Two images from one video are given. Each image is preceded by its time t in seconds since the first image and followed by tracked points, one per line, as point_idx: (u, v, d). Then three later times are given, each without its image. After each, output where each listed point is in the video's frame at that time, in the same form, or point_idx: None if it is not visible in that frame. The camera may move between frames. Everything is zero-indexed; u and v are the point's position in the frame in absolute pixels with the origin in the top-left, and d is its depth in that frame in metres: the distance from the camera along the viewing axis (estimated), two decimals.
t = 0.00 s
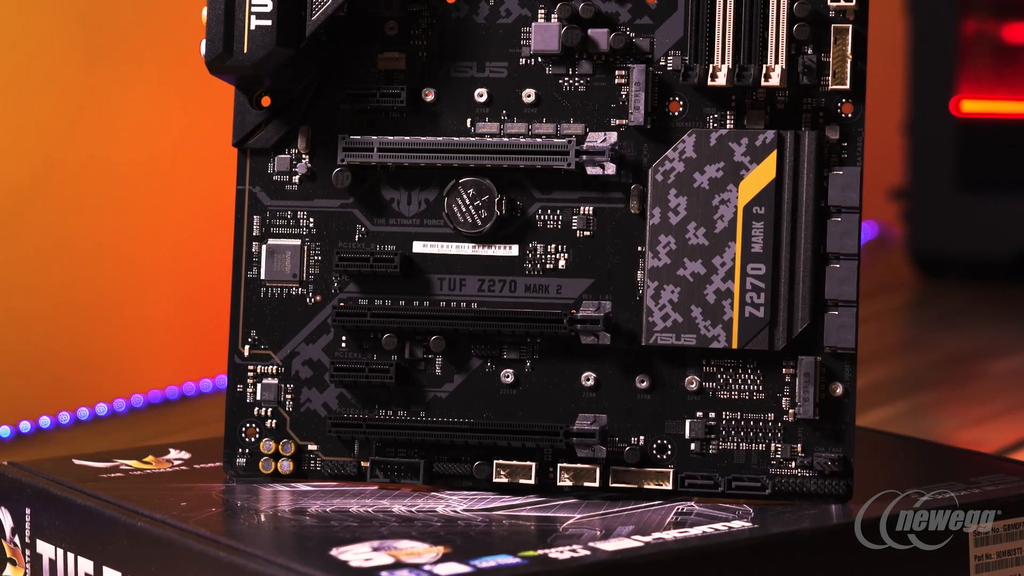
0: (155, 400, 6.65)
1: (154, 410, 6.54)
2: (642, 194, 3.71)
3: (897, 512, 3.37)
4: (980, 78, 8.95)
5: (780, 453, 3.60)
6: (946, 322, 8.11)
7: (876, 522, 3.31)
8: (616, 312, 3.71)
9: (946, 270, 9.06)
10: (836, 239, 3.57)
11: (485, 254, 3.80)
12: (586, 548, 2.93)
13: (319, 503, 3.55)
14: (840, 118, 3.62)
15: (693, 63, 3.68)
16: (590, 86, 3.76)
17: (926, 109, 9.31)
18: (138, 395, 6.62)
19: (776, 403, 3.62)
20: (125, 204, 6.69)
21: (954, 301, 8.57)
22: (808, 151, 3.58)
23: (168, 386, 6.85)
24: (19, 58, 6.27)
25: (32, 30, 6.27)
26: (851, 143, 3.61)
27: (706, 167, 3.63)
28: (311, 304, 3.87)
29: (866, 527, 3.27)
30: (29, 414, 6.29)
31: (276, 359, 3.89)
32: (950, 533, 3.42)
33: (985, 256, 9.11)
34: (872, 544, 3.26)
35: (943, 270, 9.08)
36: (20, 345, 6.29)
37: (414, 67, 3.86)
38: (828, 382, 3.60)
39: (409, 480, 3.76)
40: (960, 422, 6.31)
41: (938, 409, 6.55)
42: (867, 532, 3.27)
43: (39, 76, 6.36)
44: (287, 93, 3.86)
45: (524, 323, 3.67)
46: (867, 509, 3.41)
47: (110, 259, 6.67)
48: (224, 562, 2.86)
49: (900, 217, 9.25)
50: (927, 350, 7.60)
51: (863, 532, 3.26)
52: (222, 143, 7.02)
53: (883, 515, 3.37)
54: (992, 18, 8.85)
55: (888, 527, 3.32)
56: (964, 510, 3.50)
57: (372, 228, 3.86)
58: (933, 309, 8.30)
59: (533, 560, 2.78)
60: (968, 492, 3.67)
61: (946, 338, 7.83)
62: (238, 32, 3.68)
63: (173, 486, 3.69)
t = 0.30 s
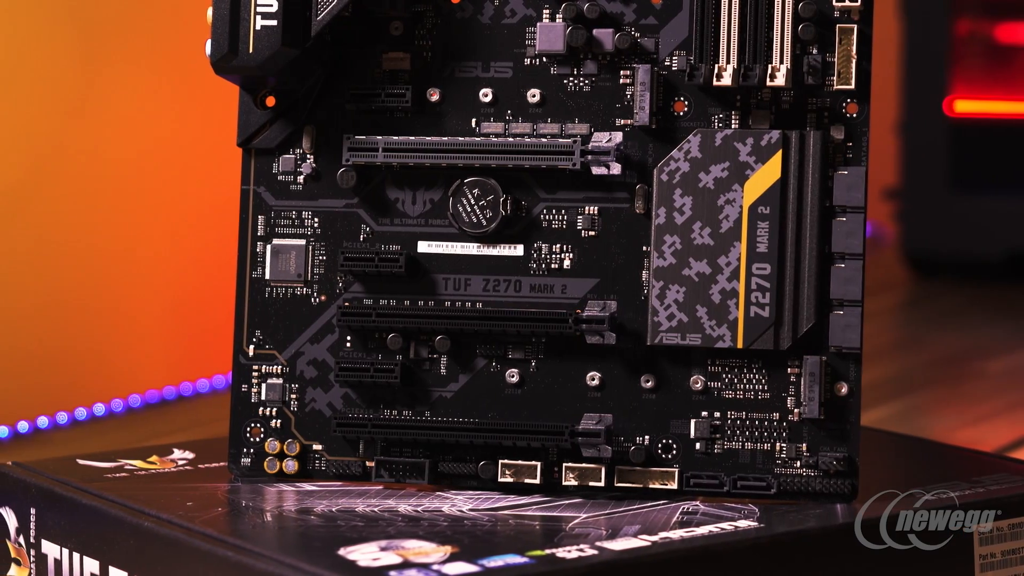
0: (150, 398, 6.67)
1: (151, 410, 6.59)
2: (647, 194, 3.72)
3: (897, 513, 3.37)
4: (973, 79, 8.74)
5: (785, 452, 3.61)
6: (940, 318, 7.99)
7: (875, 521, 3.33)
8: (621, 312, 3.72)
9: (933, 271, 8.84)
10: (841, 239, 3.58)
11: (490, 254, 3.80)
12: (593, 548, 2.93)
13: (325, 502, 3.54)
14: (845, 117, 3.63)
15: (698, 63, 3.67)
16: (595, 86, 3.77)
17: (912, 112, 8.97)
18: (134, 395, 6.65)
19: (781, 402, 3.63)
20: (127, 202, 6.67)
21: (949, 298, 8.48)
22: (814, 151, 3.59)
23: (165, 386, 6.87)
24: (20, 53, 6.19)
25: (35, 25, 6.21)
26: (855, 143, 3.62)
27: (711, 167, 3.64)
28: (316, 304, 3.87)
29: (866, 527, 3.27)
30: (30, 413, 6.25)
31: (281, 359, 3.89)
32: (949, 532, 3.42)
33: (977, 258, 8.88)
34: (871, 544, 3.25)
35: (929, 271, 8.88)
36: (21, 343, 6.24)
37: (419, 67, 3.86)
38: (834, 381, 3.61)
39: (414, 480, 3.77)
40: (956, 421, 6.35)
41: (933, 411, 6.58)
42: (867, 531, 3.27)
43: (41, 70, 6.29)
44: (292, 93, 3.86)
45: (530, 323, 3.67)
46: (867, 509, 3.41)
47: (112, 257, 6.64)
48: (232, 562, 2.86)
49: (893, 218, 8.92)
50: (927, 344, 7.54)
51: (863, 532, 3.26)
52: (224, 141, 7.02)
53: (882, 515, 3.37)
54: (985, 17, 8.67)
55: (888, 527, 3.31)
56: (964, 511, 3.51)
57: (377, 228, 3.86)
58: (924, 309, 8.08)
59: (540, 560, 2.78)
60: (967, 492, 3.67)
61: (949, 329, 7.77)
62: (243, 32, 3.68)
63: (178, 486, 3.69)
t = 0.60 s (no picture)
0: (146, 399, 6.55)
1: (146, 411, 6.47)
2: (650, 194, 3.73)
3: (897, 512, 3.37)
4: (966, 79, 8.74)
5: (788, 451, 3.62)
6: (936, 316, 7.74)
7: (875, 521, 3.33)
8: (625, 312, 3.72)
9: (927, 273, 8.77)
10: (844, 239, 3.59)
11: (494, 253, 3.81)
12: (599, 548, 2.94)
13: (329, 502, 3.54)
14: (848, 117, 3.64)
15: (702, 63, 3.69)
16: (598, 86, 3.77)
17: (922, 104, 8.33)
18: (129, 395, 6.53)
19: (784, 402, 3.64)
20: (125, 200, 6.64)
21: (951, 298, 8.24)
22: (817, 150, 3.60)
23: (160, 387, 6.77)
24: (18, 49, 6.15)
25: (34, 19, 6.17)
26: (858, 143, 3.63)
27: (714, 167, 3.65)
28: (319, 304, 3.87)
29: (866, 527, 3.27)
30: (27, 413, 6.20)
31: (284, 359, 3.89)
32: (949, 532, 3.42)
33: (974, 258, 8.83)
34: (871, 544, 3.25)
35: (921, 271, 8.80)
36: (18, 341, 6.19)
37: (422, 67, 3.86)
38: (836, 381, 3.61)
39: (417, 480, 3.76)
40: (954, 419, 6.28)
41: (928, 409, 6.46)
42: (867, 532, 3.27)
43: (39, 66, 6.25)
44: (295, 93, 3.86)
45: (534, 323, 3.67)
46: (867, 509, 3.41)
47: (111, 256, 6.61)
48: (238, 562, 2.86)
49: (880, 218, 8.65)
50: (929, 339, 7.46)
51: (863, 532, 3.26)
52: (224, 141, 7.04)
53: (882, 515, 3.37)
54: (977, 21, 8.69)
55: (888, 527, 3.32)
56: (964, 511, 3.52)
57: (380, 228, 3.86)
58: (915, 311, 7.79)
59: (546, 560, 2.78)
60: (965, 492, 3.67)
61: (948, 325, 7.67)
62: (247, 32, 3.68)
63: (182, 486, 3.69)
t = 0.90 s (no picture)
0: (144, 398, 6.43)
1: (143, 412, 6.35)
2: (652, 194, 3.73)
3: (897, 512, 3.37)
4: (959, 79, 8.90)
5: (791, 451, 3.64)
6: (932, 315, 7.84)
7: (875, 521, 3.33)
8: (627, 312, 3.73)
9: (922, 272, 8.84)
10: (846, 239, 3.61)
11: (496, 253, 3.81)
12: (603, 547, 2.94)
13: (331, 502, 3.54)
14: (850, 117, 3.65)
15: (704, 63, 3.71)
16: (600, 86, 3.78)
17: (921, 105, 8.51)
18: (126, 396, 6.40)
19: (787, 401, 3.65)
20: (124, 199, 6.61)
21: (949, 296, 8.25)
22: (819, 150, 3.61)
23: (157, 389, 6.66)
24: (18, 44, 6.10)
25: (34, 14, 6.11)
26: (860, 143, 3.64)
27: (716, 167, 3.65)
28: (321, 304, 3.87)
29: (866, 527, 3.27)
30: (25, 413, 6.14)
31: (286, 359, 3.89)
32: (949, 532, 3.42)
33: (968, 258, 8.89)
34: (871, 544, 3.25)
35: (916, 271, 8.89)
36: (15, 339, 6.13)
37: (424, 67, 3.86)
38: (839, 381, 3.64)
39: (419, 480, 3.76)
40: (950, 419, 6.11)
41: (925, 408, 6.35)
42: (867, 531, 3.27)
43: (38, 62, 6.19)
44: (297, 93, 3.86)
45: (536, 323, 3.68)
46: (867, 509, 3.41)
47: (109, 254, 6.56)
48: (242, 562, 2.86)
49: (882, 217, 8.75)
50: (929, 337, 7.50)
51: (863, 532, 3.26)
52: (224, 141, 7.03)
53: (882, 515, 3.37)
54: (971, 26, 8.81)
55: (888, 527, 3.32)
56: (964, 510, 3.51)
57: (382, 228, 3.86)
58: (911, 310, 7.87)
59: (550, 559, 2.78)
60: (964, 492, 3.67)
61: (945, 324, 7.73)
62: (249, 32, 3.68)
63: (184, 486, 3.69)
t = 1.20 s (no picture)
0: (140, 399, 6.37)
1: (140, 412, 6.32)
2: (654, 194, 3.75)
3: (897, 512, 3.37)
4: (956, 79, 8.92)
5: (793, 451, 3.66)
6: (928, 315, 7.86)
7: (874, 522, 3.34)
8: (629, 312, 3.75)
9: (921, 272, 8.84)
10: (849, 238, 3.62)
11: (498, 253, 3.82)
12: (606, 547, 2.94)
13: (334, 502, 3.54)
14: (852, 118, 3.68)
15: (706, 64, 3.72)
16: (603, 87, 3.79)
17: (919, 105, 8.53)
18: (123, 396, 6.37)
19: (789, 401, 3.68)
20: (123, 198, 6.59)
21: (947, 296, 8.29)
22: (821, 151, 3.63)
23: (155, 389, 6.62)
24: (13, 41, 6.08)
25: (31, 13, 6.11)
26: (863, 143, 3.66)
27: (719, 167, 3.67)
28: (323, 304, 3.87)
29: (866, 527, 3.27)
30: (24, 412, 6.13)
31: (289, 359, 3.88)
32: (950, 531, 3.42)
33: (964, 258, 8.93)
34: (872, 544, 3.25)
35: (912, 270, 8.91)
36: (11, 338, 6.12)
37: (426, 67, 3.87)
38: (841, 381, 3.65)
39: (422, 480, 3.76)
40: (948, 420, 6.09)
41: (921, 408, 6.32)
42: (867, 531, 3.26)
43: (35, 60, 6.18)
44: (300, 93, 3.87)
45: (538, 323, 3.68)
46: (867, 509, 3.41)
47: (106, 254, 6.55)
48: (245, 561, 2.86)
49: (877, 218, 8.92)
50: (928, 337, 7.51)
51: (863, 532, 3.25)
52: (224, 140, 7.01)
53: (882, 515, 3.36)
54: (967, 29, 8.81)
55: (888, 527, 3.31)
56: (964, 510, 3.51)
57: (385, 228, 3.86)
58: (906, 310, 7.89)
59: (554, 559, 2.78)
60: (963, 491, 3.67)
61: (945, 323, 7.75)
62: (252, 33, 3.69)
63: (187, 486, 3.69)
